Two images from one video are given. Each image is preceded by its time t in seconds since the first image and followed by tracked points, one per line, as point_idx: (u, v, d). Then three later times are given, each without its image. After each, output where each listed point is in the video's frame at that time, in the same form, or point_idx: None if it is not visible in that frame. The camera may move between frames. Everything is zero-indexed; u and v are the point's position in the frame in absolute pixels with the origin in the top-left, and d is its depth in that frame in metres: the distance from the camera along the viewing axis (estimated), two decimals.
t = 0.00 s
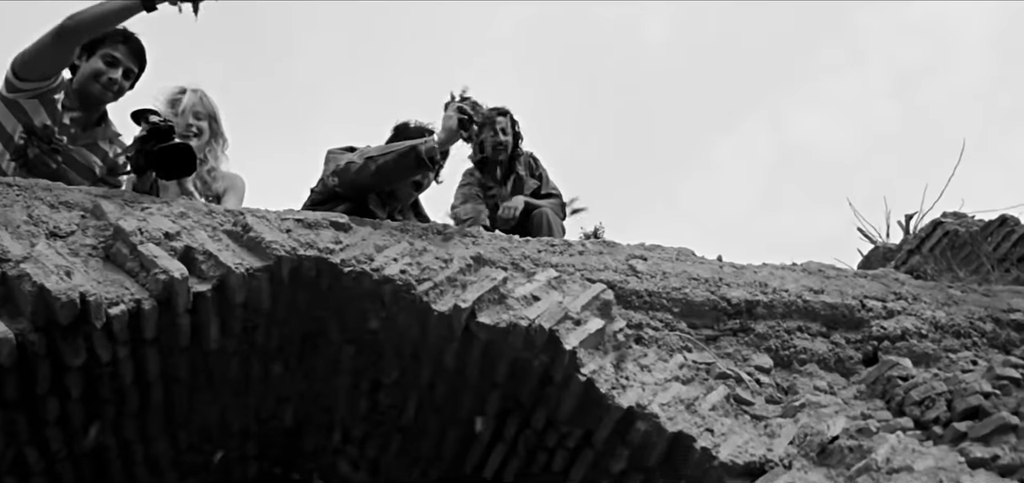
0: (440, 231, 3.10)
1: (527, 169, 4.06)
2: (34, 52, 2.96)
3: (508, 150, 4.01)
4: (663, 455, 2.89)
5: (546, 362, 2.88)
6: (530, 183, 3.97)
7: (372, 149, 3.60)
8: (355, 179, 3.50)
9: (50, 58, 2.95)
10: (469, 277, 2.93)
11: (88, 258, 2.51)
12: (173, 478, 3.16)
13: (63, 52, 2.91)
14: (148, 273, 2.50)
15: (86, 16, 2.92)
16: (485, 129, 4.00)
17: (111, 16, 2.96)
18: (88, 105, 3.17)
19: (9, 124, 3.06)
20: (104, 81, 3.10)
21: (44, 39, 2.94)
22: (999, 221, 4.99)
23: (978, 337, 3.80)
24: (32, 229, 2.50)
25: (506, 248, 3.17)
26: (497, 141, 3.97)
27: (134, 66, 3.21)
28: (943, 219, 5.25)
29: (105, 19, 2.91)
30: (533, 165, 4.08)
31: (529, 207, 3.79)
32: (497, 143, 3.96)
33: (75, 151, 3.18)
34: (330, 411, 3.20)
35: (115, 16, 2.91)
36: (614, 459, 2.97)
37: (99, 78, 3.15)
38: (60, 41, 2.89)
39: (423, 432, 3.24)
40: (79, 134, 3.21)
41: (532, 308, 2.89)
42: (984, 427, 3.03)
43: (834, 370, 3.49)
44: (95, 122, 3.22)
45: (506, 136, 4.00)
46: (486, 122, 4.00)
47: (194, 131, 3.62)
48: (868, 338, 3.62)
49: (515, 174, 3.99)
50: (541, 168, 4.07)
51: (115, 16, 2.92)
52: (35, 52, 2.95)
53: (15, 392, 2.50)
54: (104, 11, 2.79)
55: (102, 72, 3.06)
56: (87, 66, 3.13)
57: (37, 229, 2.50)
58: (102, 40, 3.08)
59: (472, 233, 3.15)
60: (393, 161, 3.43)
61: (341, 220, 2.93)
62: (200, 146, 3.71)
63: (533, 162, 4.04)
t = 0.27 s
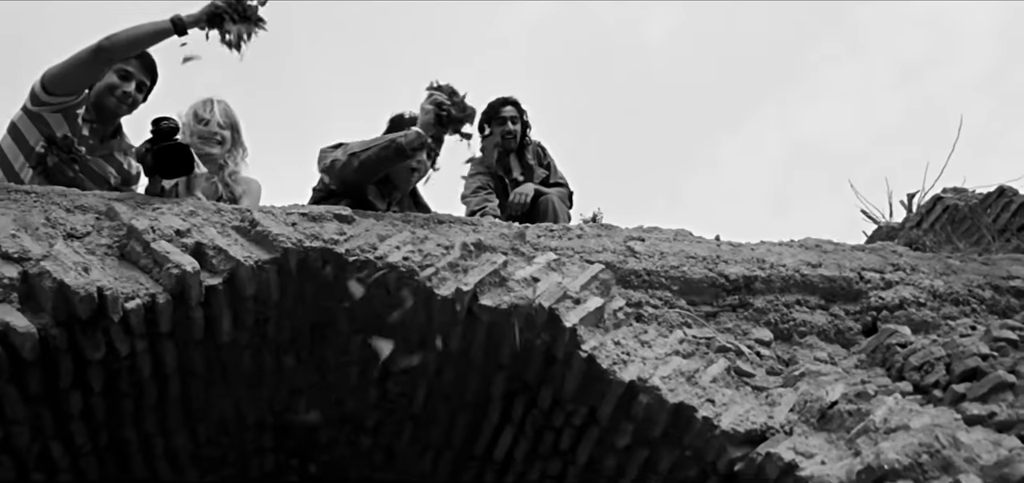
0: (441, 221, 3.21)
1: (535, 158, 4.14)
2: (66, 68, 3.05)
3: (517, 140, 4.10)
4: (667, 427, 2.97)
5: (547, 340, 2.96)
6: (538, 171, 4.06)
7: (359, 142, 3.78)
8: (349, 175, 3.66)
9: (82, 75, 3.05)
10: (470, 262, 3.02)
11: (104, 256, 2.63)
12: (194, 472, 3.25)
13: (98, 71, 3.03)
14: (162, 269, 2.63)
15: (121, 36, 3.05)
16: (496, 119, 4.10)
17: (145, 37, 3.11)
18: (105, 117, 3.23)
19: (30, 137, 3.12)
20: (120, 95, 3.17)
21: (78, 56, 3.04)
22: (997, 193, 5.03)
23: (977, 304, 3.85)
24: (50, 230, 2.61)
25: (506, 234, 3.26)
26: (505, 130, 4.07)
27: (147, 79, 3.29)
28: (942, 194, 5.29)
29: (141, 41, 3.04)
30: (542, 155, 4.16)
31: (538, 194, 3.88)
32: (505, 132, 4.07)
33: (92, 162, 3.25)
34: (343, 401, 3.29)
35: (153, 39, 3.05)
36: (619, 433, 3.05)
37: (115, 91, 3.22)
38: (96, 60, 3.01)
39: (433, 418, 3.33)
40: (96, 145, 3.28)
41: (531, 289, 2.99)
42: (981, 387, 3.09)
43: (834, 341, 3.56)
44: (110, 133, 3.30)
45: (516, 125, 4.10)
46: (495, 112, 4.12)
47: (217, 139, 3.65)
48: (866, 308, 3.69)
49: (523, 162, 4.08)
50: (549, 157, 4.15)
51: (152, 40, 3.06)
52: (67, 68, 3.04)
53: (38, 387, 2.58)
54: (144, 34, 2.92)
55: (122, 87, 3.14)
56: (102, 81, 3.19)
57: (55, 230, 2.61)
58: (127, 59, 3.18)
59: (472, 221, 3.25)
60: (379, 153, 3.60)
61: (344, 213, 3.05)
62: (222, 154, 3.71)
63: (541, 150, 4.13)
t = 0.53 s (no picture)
0: (441, 210, 3.31)
1: (538, 147, 4.24)
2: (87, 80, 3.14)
3: (520, 128, 4.22)
4: (669, 398, 3.05)
5: (548, 318, 3.05)
6: (542, 158, 4.17)
7: (335, 142, 3.89)
8: (316, 188, 3.78)
9: (104, 87, 3.14)
10: (471, 247, 3.12)
11: (119, 255, 2.74)
12: (214, 465, 3.35)
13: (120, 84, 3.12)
14: (174, 264, 2.74)
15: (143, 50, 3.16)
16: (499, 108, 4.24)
17: (165, 52, 3.23)
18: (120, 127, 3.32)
19: (49, 147, 3.20)
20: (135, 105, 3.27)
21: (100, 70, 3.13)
22: (994, 163, 5.08)
23: (974, 269, 3.90)
24: (67, 232, 2.71)
25: (505, 220, 3.36)
26: (508, 120, 4.20)
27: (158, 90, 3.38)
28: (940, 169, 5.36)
29: (162, 55, 3.16)
30: (545, 143, 4.26)
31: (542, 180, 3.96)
32: (508, 121, 4.19)
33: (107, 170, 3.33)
34: (354, 389, 3.39)
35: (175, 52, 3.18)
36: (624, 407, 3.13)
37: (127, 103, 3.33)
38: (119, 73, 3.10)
39: (443, 402, 3.42)
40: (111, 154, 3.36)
41: (531, 270, 3.07)
42: (977, 347, 3.15)
43: (833, 310, 3.63)
44: (125, 143, 3.40)
45: (518, 114, 4.22)
46: (497, 103, 4.27)
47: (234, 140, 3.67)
48: (864, 278, 3.75)
49: (527, 150, 4.20)
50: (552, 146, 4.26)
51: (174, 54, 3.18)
52: (89, 81, 3.12)
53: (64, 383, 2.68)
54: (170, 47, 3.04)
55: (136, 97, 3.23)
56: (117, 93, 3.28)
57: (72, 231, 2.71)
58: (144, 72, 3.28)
59: (472, 210, 3.35)
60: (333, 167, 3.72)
61: (347, 205, 3.15)
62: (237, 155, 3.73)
63: (544, 139, 4.24)
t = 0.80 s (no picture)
0: (438, 199, 3.38)
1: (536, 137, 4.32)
2: (92, 84, 3.20)
3: (518, 118, 4.29)
4: (667, 375, 3.11)
5: (546, 300, 3.12)
6: (541, 146, 4.23)
7: (321, 141, 3.86)
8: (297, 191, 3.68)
9: (108, 91, 3.21)
10: (468, 234, 3.19)
11: (126, 251, 2.82)
12: (225, 456, 3.43)
13: (124, 87, 3.19)
14: (180, 258, 2.82)
15: (147, 54, 3.23)
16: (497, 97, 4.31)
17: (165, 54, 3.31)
18: (124, 130, 3.41)
19: (56, 151, 3.28)
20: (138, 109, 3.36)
21: (105, 74, 3.20)
22: (988, 138, 5.08)
23: (967, 242, 3.95)
24: (76, 230, 2.79)
25: (501, 208, 3.43)
26: (506, 109, 4.27)
27: (160, 92, 3.46)
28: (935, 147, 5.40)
29: (166, 58, 3.23)
30: (543, 132, 4.35)
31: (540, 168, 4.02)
32: (506, 111, 4.26)
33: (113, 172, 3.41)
34: (360, 378, 3.47)
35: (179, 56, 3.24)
36: (623, 385, 3.19)
37: (131, 106, 3.41)
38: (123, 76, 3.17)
39: (447, 388, 3.49)
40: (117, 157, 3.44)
41: (527, 253, 3.14)
42: (969, 314, 3.14)
43: (828, 286, 3.68)
44: (130, 145, 3.48)
45: (517, 103, 4.30)
46: (496, 93, 4.34)
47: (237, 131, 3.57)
48: (858, 254, 3.80)
49: (525, 139, 4.28)
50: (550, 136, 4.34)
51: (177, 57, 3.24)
52: (93, 84, 3.19)
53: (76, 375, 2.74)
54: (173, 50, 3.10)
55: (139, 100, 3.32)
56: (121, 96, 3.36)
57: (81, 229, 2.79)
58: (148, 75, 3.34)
59: (468, 198, 3.43)
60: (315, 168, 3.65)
61: (346, 198, 3.24)
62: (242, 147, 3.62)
63: (542, 128, 4.33)
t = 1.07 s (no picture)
0: (436, 182, 3.49)
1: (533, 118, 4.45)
2: (96, 86, 3.34)
3: (515, 99, 4.40)
4: (665, 340, 3.20)
5: (544, 273, 3.21)
6: (537, 128, 4.37)
7: (315, 134, 3.98)
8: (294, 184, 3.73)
9: (112, 92, 3.34)
10: (465, 213, 3.30)
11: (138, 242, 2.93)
12: (243, 441, 3.54)
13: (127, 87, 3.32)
14: (189, 246, 2.93)
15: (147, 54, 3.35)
16: (495, 79, 4.40)
17: (165, 54, 3.44)
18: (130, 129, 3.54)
19: (65, 152, 3.41)
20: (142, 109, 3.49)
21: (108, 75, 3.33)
22: (979, 100, 5.12)
23: (958, 201, 4.01)
24: (89, 223, 2.90)
25: (497, 188, 3.54)
26: (502, 91, 4.37)
27: (163, 93, 3.59)
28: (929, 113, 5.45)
29: (165, 57, 3.35)
30: (539, 114, 4.48)
31: (538, 146, 4.12)
32: (502, 93, 4.36)
33: (122, 171, 3.53)
34: (369, 359, 3.58)
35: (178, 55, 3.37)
36: (623, 353, 3.28)
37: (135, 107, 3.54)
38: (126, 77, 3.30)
39: (454, 365, 3.59)
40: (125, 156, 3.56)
41: (523, 228, 3.24)
42: (958, 268, 3.21)
43: (821, 250, 3.76)
44: (137, 145, 3.60)
45: (513, 85, 4.39)
46: (492, 76, 4.42)
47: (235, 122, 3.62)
48: (850, 217, 3.87)
49: (522, 120, 4.39)
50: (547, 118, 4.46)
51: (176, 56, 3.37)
52: (98, 87, 3.32)
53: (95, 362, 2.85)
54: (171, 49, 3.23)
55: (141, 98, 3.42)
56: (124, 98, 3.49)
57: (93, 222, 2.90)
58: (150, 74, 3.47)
59: (465, 180, 3.54)
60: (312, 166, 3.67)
61: (346, 183, 3.35)
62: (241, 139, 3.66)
63: (538, 110, 4.45)
